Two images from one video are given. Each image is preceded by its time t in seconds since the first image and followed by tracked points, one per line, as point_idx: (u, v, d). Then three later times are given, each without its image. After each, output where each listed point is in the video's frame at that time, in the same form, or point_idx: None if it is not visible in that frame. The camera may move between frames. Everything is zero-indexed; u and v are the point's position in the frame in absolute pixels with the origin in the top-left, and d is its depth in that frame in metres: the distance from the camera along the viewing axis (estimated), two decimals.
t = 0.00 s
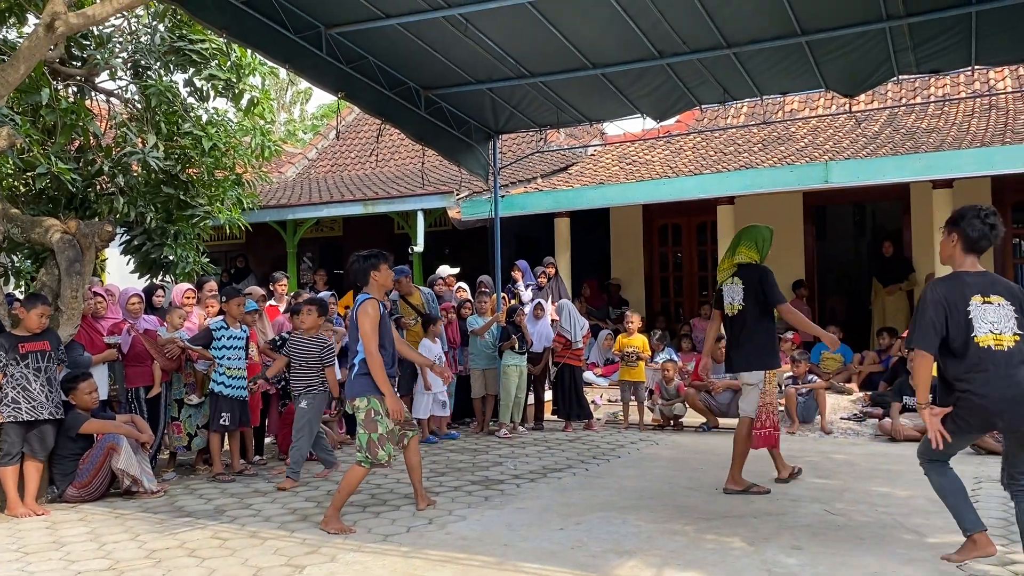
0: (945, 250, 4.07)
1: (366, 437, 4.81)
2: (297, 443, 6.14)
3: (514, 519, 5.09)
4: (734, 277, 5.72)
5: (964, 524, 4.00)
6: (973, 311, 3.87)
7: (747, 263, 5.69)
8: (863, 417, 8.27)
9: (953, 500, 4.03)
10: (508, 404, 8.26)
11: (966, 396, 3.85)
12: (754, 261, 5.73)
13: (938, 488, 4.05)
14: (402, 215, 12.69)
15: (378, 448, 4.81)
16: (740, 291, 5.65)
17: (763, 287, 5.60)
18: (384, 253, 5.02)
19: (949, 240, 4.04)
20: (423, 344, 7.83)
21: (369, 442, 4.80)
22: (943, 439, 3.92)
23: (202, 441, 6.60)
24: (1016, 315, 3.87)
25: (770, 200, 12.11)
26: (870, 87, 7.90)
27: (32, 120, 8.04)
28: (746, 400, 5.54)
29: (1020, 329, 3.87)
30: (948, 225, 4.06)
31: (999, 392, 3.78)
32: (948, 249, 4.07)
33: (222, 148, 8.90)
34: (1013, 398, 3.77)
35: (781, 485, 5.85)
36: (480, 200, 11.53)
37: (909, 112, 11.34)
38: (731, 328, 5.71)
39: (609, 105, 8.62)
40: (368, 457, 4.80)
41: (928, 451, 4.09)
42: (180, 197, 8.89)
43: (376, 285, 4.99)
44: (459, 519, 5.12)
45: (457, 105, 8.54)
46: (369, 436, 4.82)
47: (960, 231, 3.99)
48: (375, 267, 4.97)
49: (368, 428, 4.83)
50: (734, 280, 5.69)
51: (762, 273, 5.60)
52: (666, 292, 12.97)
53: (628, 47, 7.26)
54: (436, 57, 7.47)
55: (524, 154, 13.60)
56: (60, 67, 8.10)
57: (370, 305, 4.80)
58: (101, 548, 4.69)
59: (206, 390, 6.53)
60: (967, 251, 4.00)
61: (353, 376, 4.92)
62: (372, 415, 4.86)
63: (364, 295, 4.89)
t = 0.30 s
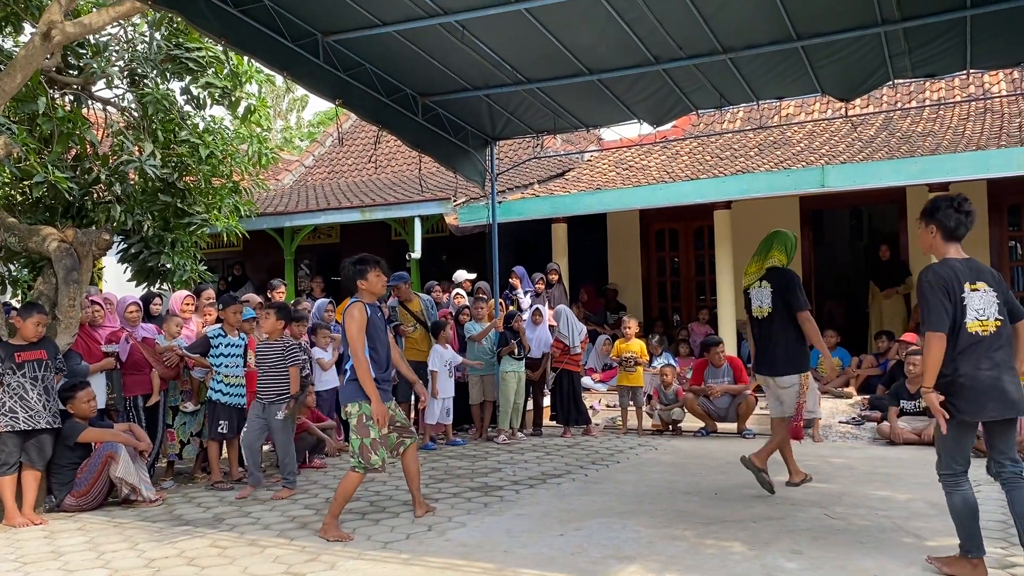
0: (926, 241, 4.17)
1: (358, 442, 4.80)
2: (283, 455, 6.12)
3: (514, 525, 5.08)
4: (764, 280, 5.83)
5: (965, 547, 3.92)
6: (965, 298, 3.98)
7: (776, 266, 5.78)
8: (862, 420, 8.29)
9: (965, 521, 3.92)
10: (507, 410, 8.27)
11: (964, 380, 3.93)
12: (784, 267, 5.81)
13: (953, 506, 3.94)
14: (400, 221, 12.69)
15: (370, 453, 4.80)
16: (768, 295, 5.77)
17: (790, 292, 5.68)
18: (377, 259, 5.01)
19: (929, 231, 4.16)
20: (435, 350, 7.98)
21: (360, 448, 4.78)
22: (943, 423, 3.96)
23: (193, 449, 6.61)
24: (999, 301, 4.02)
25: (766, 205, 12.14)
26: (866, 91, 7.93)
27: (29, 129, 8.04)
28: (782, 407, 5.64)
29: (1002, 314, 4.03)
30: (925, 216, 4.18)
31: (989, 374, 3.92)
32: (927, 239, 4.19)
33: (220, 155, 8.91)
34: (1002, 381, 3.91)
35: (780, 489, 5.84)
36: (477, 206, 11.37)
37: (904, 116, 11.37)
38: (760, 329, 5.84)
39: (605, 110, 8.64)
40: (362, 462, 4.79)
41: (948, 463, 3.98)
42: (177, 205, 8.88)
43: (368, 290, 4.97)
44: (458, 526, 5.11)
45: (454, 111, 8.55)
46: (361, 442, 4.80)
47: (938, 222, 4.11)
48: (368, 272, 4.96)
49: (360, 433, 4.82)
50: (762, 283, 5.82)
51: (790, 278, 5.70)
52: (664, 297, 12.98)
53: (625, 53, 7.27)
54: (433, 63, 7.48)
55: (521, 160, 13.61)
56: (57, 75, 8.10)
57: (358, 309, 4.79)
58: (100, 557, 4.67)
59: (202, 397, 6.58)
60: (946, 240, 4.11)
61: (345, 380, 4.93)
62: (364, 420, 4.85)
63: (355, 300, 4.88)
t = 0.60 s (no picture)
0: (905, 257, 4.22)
1: (358, 448, 4.79)
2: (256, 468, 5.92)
3: (515, 530, 5.08)
4: (790, 282, 5.89)
5: (959, 549, 3.84)
6: (937, 314, 4.02)
7: (802, 270, 5.81)
8: (863, 424, 8.30)
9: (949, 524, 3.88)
10: (509, 415, 8.27)
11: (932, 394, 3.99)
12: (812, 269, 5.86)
13: (934, 510, 3.91)
14: (400, 226, 12.70)
15: (370, 458, 4.79)
16: (793, 296, 5.83)
17: (812, 295, 5.74)
18: (368, 264, 5.00)
19: (908, 248, 4.21)
20: (441, 354, 8.04)
21: (360, 453, 4.78)
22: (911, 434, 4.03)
23: (197, 455, 6.55)
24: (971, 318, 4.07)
25: (767, 208, 12.15)
26: (864, 94, 7.94)
27: (29, 135, 8.05)
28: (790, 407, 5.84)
29: (975, 331, 4.07)
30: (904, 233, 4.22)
31: (955, 390, 3.98)
32: (907, 255, 4.24)
33: (220, 161, 8.92)
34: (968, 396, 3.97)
35: (781, 493, 5.84)
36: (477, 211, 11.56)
37: (902, 119, 11.38)
38: (782, 331, 5.94)
39: (604, 115, 8.66)
40: (362, 468, 4.78)
41: (920, 470, 4.02)
42: (177, 211, 8.89)
43: (360, 297, 4.97)
44: (460, 530, 5.10)
45: (454, 116, 8.56)
46: (361, 447, 4.80)
47: (916, 239, 4.16)
48: (358, 278, 4.97)
49: (358, 439, 4.82)
50: (787, 285, 5.88)
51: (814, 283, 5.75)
52: (664, 301, 12.99)
53: (624, 57, 7.28)
54: (432, 68, 7.49)
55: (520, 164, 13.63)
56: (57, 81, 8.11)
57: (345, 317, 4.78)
58: (101, 563, 4.67)
59: (204, 401, 6.54)
60: (924, 257, 4.16)
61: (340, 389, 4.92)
62: (360, 426, 4.84)
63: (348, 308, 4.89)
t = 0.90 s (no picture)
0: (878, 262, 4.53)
1: (358, 453, 4.78)
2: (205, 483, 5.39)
3: (516, 533, 5.07)
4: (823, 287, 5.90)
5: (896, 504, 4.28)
6: (905, 315, 4.33)
7: (837, 274, 5.88)
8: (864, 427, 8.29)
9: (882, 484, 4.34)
10: (510, 419, 8.29)
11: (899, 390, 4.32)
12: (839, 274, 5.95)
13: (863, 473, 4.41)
14: (400, 229, 12.70)
15: (370, 462, 4.77)
16: (828, 301, 5.83)
17: (848, 299, 5.79)
18: (367, 266, 4.97)
19: (882, 252, 4.50)
20: (441, 357, 7.93)
21: (360, 457, 4.76)
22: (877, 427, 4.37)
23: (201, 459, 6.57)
24: (937, 320, 4.35)
25: (768, 211, 12.16)
26: (865, 97, 7.94)
27: (30, 139, 8.06)
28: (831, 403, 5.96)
29: (941, 332, 4.35)
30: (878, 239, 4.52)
31: (920, 388, 4.28)
32: (881, 259, 4.53)
33: (220, 164, 8.93)
34: (936, 391, 4.27)
35: (782, 495, 5.84)
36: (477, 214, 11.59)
37: (903, 122, 11.39)
38: (815, 335, 5.93)
39: (605, 118, 8.67)
40: (362, 471, 4.77)
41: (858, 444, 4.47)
42: (178, 214, 8.90)
43: (356, 301, 4.96)
44: (461, 534, 5.10)
45: (454, 120, 8.57)
46: (361, 451, 4.78)
47: (889, 245, 4.45)
48: (352, 282, 4.95)
49: (359, 443, 4.79)
50: (822, 289, 5.87)
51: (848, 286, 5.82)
52: (665, 303, 12.99)
53: (625, 60, 7.28)
54: (433, 71, 7.49)
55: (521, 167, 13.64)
56: (58, 85, 8.13)
57: (343, 322, 4.79)
58: (103, 567, 4.66)
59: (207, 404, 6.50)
60: (897, 261, 4.45)
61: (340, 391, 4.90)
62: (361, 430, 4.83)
63: (346, 313, 4.89)
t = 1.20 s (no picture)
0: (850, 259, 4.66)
1: (359, 452, 4.77)
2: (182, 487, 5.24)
3: (517, 534, 5.06)
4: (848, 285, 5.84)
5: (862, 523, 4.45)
6: (872, 310, 4.48)
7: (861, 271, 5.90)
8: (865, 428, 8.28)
9: (857, 501, 4.45)
10: (512, 420, 8.30)
11: (864, 382, 4.46)
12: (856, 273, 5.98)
13: (849, 488, 4.44)
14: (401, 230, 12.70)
15: (370, 462, 4.77)
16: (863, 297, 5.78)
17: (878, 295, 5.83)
18: (363, 266, 4.97)
19: (854, 251, 4.62)
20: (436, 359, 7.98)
21: (361, 457, 4.75)
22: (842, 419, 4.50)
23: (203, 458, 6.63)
24: (905, 314, 4.49)
25: (769, 212, 12.15)
26: (867, 98, 7.93)
27: (31, 140, 8.07)
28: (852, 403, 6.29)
29: (907, 326, 4.49)
30: (850, 237, 4.63)
31: (885, 381, 4.42)
32: (853, 256, 4.66)
33: (221, 165, 8.93)
34: (899, 382, 4.42)
35: (784, 497, 5.82)
36: (479, 215, 11.42)
37: (905, 123, 11.38)
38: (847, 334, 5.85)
39: (606, 119, 8.67)
40: (362, 471, 4.76)
41: (849, 450, 4.48)
42: (179, 215, 8.91)
43: (354, 302, 4.94)
44: (462, 535, 5.09)
45: (456, 120, 8.56)
46: (362, 451, 4.78)
47: (860, 243, 4.57)
48: (348, 283, 4.93)
49: (360, 443, 4.78)
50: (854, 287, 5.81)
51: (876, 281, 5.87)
52: (666, 305, 12.97)
53: (626, 60, 7.27)
54: (434, 72, 7.49)
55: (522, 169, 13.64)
56: (59, 86, 8.13)
57: (347, 322, 4.78)
58: (103, 568, 4.65)
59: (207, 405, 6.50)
60: (867, 259, 4.58)
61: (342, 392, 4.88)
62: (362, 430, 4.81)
63: (346, 313, 4.87)
